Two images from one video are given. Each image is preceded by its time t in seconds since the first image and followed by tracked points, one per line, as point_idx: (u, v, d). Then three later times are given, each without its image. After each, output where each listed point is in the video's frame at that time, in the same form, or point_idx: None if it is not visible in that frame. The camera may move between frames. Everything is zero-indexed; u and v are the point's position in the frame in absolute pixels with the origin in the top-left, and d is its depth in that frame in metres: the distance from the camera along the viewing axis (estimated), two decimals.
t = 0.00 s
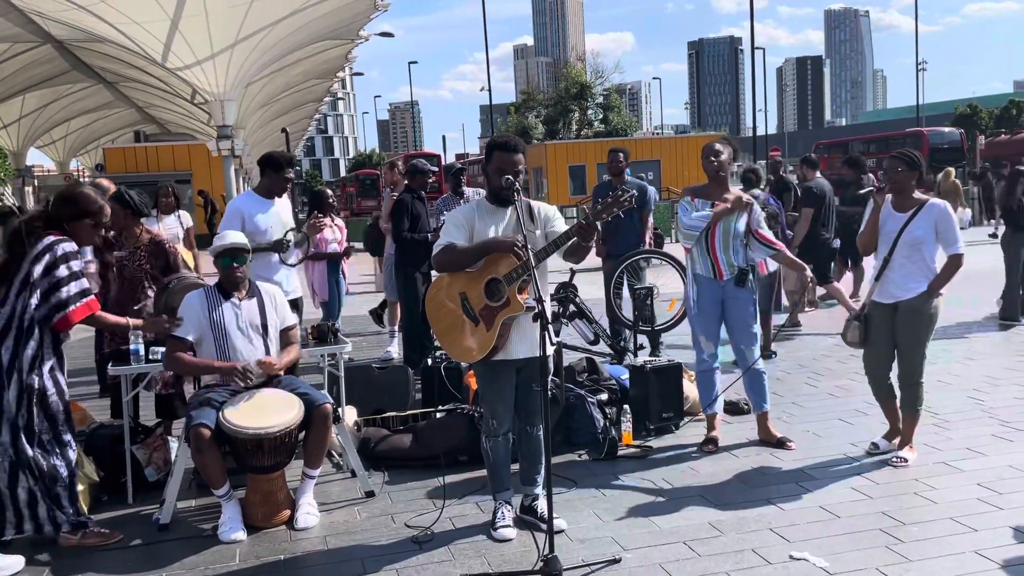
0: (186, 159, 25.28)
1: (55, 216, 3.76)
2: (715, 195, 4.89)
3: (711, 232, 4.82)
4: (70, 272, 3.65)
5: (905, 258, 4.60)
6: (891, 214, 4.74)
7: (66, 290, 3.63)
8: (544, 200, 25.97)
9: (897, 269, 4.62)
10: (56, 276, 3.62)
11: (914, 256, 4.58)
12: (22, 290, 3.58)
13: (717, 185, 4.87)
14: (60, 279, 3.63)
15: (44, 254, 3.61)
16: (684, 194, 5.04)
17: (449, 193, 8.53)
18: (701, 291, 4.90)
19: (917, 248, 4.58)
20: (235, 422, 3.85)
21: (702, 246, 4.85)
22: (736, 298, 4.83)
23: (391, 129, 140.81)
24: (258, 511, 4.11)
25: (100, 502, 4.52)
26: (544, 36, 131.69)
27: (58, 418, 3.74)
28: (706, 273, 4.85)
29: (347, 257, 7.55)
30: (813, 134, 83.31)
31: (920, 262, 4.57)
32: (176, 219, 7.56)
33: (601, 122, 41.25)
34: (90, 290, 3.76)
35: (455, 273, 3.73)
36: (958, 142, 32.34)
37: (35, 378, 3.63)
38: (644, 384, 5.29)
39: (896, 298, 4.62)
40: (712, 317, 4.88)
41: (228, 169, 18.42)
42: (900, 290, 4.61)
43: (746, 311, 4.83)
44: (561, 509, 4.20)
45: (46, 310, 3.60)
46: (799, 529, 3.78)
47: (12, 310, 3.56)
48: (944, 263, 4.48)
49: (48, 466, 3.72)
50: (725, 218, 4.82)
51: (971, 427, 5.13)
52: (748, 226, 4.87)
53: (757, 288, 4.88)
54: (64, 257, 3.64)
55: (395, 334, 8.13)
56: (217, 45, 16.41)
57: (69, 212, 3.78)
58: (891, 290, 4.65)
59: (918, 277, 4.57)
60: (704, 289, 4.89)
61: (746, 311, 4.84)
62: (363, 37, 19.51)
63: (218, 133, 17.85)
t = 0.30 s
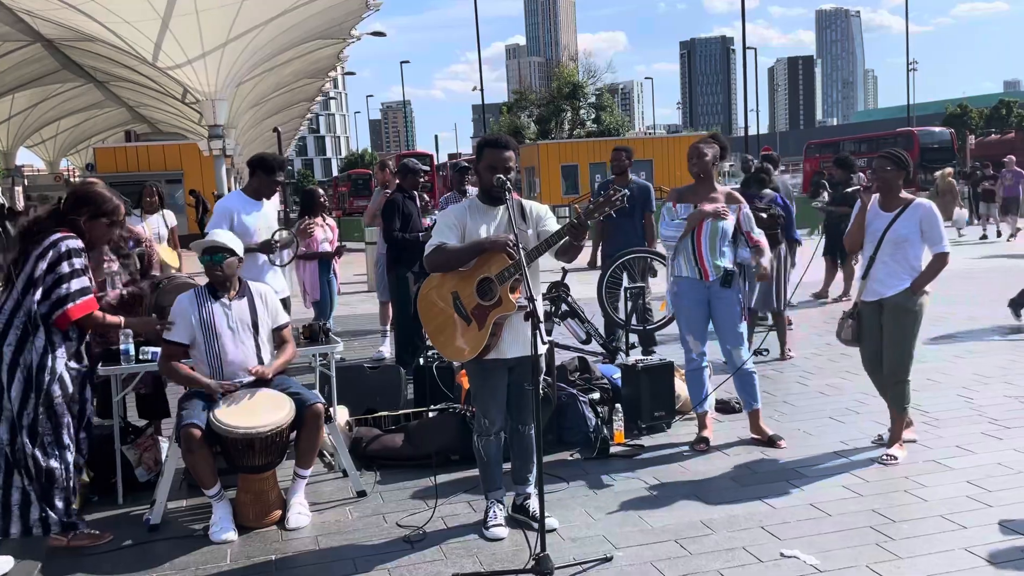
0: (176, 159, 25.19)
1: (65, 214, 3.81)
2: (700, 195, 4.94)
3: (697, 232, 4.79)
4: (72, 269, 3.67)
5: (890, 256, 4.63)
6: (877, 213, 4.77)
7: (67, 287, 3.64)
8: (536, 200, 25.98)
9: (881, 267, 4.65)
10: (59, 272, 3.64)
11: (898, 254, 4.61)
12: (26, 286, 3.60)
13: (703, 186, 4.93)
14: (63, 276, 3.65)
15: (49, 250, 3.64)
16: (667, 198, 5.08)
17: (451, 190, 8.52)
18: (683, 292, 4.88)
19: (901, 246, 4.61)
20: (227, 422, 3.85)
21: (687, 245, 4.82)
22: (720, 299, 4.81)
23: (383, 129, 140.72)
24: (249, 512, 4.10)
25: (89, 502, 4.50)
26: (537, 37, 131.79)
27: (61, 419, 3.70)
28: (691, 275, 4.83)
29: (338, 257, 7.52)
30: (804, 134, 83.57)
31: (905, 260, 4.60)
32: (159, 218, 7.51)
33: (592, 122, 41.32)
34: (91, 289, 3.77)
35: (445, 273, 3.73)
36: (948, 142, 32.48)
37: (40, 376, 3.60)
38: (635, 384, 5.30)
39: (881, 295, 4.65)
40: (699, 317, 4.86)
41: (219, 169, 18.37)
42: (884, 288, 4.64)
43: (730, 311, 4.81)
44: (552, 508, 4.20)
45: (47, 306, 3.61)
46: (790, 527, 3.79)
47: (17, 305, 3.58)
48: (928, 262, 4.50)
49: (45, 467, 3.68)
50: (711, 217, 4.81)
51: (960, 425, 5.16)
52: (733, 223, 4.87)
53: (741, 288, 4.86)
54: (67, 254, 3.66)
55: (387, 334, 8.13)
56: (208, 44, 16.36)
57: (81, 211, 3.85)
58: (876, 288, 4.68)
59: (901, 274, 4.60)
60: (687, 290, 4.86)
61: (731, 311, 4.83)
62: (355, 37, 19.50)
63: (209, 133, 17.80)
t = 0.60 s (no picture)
0: (163, 159, 25.06)
1: (66, 217, 3.91)
2: (693, 195, 4.91)
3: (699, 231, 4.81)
4: (62, 264, 3.74)
5: (869, 254, 4.67)
6: (858, 213, 4.81)
7: (57, 281, 3.71)
8: (525, 199, 25.98)
9: (862, 265, 4.69)
10: (51, 267, 3.73)
11: (878, 252, 4.65)
12: (24, 282, 3.75)
13: (695, 185, 4.91)
14: (55, 270, 3.73)
15: (44, 247, 3.75)
16: (659, 204, 5.02)
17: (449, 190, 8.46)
18: (679, 292, 4.89)
19: (880, 245, 4.64)
20: (212, 422, 3.83)
21: (687, 246, 4.82)
22: (717, 298, 4.85)
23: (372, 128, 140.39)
24: (236, 512, 4.08)
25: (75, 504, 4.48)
26: (526, 36, 131.83)
27: (55, 421, 3.75)
28: (691, 275, 4.83)
29: (326, 257, 7.51)
30: (792, 133, 83.87)
31: (884, 258, 4.63)
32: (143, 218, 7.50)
33: (581, 121, 41.34)
34: (83, 284, 3.81)
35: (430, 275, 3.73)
36: (934, 141, 32.66)
37: (33, 375, 3.72)
38: (623, 383, 5.31)
39: (862, 293, 4.69)
40: (695, 316, 4.86)
41: (206, 168, 18.29)
42: (864, 286, 4.68)
43: (727, 310, 4.85)
44: (540, 507, 4.20)
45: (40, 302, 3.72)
46: (776, 525, 3.81)
47: (13, 304, 3.74)
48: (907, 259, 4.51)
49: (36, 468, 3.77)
50: (712, 216, 4.85)
51: (945, 423, 5.20)
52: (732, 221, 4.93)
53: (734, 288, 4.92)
54: (58, 250, 3.74)
55: (375, 334, 8.11)
56: (195, 43, 16.28)
57: (81, 212, 3.93)
58: (857, 285, 4.72)
59: (880, 271, 4.63)
60: (685, 291, 4.87)
61: (727, 310, 4.86)
62: (342, 36, 19.44)
63: (196, 132, 17.70)
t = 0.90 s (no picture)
0: (147, 159, 24.91)
1: (87, 238, 3.96)
2: (694, 193, 4.91)
3: (703, 226, 4.78)
4: (75, 275, 3.73)
5: (853, 253, 4.70)
6: (840, 212, 4.84)
7: (65, 289, 3.68)
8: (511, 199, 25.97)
9: (846, 264, 4.72)
10: (63, 275, 3.71)
11: (861, 251, 4.67)
12: (28, 286, 3.70)
13: (698, 181, 4.89)
14: (65, 280, 3.70)
15: (58, 257, 3.73)
16: (662, 202, 5.02)
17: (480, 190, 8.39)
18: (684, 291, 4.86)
19: (863, 244, 4.67)
20: (196, 424, 3.80)
21: (693, 244, 4.78)
22: (721, 295, 4.85)
23: (358, 128, 140.03)
24: (220, 515, 4.06)
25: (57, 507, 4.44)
26: (511, 36, 131.79)
27: (39, 424, 3.72)
28: (697, 272, 4.80)
29: (310, 257, 7.47)
30: (778, 132, 84.30)
31: (867, 257, 4.65)
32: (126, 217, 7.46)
33: (568, 121, 41.37)
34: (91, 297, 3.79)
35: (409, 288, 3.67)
36: (918, 141, 32.89)
37: (22, 376, 3.70)
38: (609, 382, 5.31)
39: (847, 291, 4.71)
40: (696, 315, 4.87)
41: (190, 169, 18.19)
42: (848, 284, 4.70)
43: (730, 307, 4.85)
44: (525, 506, 4.20)
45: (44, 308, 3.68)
46: (761, 523, 3.81)
47: (14, 304, 3.71)
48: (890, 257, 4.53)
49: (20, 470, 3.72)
50: (714, 213, 4.82)
51: (929, 420, 5.23)
52: (734, 217, 4.89)
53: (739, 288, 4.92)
54: (74, 261, 3.74)
55: (361, 334, 8.09)
56: (179, 42, 16.18)
57: (103, 236, 3.96)
58: (842, 284, 4.74)
59: (864, 269, 4.65)
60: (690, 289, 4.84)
61: (729, 307, 4.86)
62: (329, 36, 19.35)
63: (180, 132, 17.60)
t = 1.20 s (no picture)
0: (130, 159, 24.74)
1: (85, 244, 3.94)
2: (694, 192, 4.90)
3: (703, 225, 4.75)
4: (69, 280, 3.74)
5: (838, 251, 4.72)
6: (825, 211, 4.87)
7: (56, 293, 3.69)
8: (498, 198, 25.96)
9: (831, 261, 4.74)
10: (56, 280, 3.72)
11: (845, 249, 4.70)
12: (24, 287, 3.74)
13: (699, 178, 4.85)
14: (58, 284, 3.72)
15: (53, 262, 3.75)
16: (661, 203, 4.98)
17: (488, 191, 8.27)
18: (688, 290, 4.85)
19: (847, 242, 4.69)
20: (179, 426, 3.78)
21: (695, 244, 4.76)
22: (724, 293, 4.88)
23: (343, 127, 139.56)
24: (204, 517, 4.03)
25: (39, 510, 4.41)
26: (496, 35, 131.63)
27: (22, 425, 3.71)
28: (700, 274, 4.80)
29: (295, 257, 7.43)
30: (763, 131, 84.70)
31: (852, 254, 4.67)
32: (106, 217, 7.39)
33: (554, 121, 41.38)
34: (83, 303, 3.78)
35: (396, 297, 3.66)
36: (901, 139, 33.10)
37: (10, 377, 3.70)
38: (595, 382, 5.31)
39: (833, 289, 4.73)
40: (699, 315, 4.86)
41: (174, 169, 18.07)
42: (834, 282, 4.72)
43: (731, 305, 4.88)
44: (511, 506, 4.19)
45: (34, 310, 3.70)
46: (746, 521, 3.83)
47: (8, 304, 3.74)
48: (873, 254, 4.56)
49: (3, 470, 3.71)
50: (714, 212, 4.81)
51: (913, 418, 5.26)
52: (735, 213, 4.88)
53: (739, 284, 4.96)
54: (69, 266, 3.76)
55: (346, 335, 8.05)
56: (162, 41, 16.07)
57: (100, 241, 3.93)
58: (828, 282, 4.76)
59: (850, 267, 4.67)
60: (693, 289, 4.84)
61: (728, 305, 4.89)
62: (313, 35, 19.23)
63: (164, 132, 17.48)
